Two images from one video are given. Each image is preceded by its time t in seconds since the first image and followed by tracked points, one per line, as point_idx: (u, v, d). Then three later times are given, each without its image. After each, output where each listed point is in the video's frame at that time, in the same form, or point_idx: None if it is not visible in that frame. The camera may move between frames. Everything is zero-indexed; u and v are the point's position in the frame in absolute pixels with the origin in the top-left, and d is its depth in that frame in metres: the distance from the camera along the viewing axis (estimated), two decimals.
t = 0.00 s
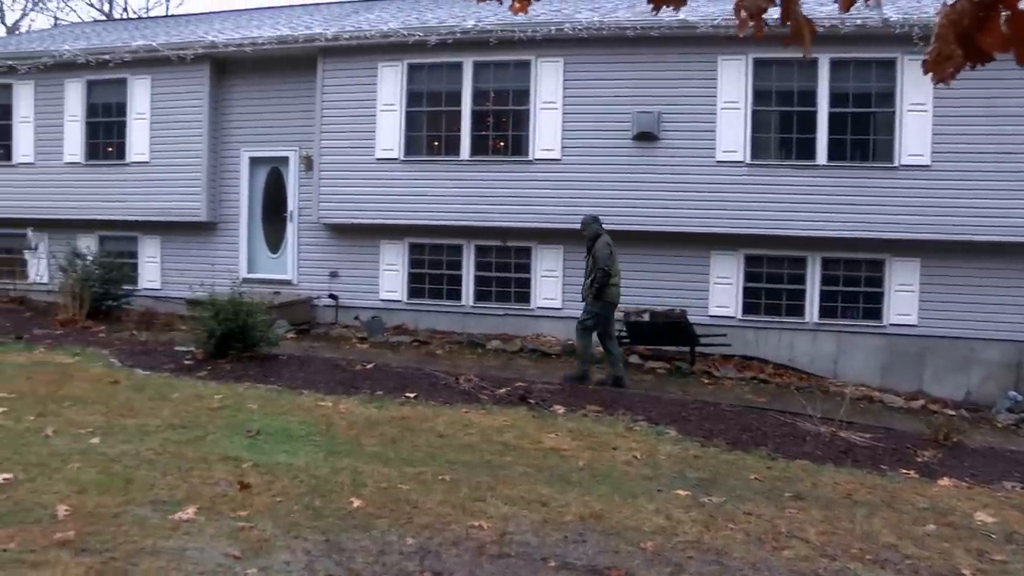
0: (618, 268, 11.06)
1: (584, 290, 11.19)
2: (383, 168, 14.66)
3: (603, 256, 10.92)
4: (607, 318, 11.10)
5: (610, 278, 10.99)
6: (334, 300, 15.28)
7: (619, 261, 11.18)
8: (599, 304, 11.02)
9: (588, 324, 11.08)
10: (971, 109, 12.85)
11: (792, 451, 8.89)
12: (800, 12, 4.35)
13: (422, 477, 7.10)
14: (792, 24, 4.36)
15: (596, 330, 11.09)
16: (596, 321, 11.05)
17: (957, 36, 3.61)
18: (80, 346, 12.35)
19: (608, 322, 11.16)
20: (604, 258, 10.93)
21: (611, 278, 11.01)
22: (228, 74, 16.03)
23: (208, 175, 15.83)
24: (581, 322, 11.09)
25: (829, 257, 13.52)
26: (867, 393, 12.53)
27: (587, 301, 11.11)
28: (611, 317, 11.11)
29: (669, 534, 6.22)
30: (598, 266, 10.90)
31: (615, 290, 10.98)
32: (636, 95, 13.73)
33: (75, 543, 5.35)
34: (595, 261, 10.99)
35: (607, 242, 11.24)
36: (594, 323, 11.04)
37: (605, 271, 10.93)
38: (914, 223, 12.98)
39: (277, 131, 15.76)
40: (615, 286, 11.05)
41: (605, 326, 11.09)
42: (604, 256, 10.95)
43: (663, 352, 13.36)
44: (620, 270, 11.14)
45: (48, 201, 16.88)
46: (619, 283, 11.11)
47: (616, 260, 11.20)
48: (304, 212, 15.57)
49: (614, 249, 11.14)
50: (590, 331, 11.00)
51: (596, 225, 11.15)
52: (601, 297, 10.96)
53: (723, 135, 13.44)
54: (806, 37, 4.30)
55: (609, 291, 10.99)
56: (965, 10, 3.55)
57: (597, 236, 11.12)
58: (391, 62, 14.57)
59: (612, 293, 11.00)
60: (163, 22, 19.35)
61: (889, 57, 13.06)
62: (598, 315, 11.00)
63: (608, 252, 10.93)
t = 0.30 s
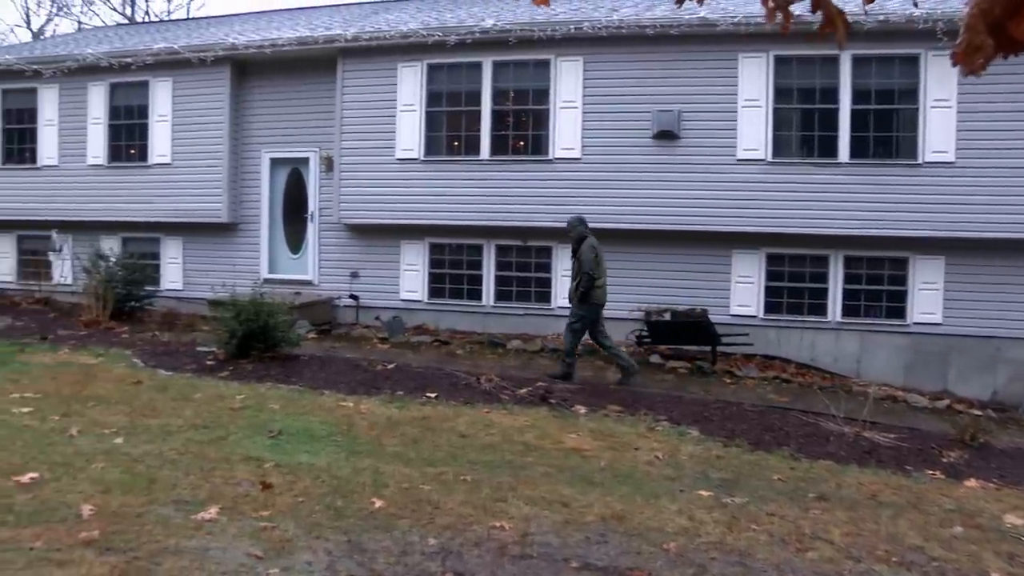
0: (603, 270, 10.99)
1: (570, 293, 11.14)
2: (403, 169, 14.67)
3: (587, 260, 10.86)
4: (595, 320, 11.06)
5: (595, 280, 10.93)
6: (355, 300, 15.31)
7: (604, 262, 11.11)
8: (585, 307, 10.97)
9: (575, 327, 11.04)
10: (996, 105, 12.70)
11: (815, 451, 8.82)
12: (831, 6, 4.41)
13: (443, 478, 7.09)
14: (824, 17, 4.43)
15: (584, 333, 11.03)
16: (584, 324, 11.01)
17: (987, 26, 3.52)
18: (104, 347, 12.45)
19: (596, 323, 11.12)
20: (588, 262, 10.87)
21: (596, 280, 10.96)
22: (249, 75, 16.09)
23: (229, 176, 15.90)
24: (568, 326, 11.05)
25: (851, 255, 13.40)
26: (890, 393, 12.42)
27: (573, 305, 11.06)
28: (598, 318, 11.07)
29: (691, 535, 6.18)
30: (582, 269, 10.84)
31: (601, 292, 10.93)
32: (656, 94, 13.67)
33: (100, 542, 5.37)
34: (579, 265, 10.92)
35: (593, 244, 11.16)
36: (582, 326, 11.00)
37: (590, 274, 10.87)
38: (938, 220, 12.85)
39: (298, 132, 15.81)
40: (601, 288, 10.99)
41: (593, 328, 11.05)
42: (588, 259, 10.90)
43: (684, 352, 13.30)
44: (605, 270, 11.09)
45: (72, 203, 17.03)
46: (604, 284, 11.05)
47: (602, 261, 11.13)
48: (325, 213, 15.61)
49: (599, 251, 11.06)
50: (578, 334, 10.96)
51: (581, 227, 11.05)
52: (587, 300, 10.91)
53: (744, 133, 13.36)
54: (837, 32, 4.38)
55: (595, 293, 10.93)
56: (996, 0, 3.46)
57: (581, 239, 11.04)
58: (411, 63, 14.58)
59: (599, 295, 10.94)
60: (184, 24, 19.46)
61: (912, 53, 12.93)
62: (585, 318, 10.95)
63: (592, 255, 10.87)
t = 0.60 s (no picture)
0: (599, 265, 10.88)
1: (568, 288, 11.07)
2: (428, 170, 14.69)
3: (581, 258, 10.74)
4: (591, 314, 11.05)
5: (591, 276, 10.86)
6: (381, 301, 15.35)
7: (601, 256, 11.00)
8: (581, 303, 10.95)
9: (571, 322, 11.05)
10: None
11: (843, 454, 8.73)
12: (877, 5, 5.33)
13: (469, 479, 7.08)
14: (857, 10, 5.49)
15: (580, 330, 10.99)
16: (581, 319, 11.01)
17: None
18: (132, 347, 12.55)
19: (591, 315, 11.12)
20: (583, 259, 10.75)
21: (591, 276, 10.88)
22: (275, 77, 16.17)
23: (256, 178, 15.98)
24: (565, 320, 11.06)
25: (880, 257, 13.26)
26: (920, 396, 12.28)
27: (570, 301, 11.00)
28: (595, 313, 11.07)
29: (718, 539, 6.13)
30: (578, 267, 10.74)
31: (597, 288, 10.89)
32: (682, 95, 13.60)
33: (128, 541, 5.40)
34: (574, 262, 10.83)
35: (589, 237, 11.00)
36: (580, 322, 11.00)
37: (585, 272, 10.78)
38: (969, 222, 12.68)
39: (324, 133, 15.86)
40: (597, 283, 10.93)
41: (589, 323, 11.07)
42: (583, 256, 10.76)
43: (711, 354, 13.22)
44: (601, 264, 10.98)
45: (102, 205, 17.20)
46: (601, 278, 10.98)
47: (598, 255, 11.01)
48: (351, 214, 15.65)
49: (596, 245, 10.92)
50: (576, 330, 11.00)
51: (578, 224, 10.87)
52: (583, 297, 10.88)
53: (771, 134, 13.26)
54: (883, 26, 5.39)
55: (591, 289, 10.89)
56: None
57: (577, 235, 10.89)
58: (436, 65, 14.60)
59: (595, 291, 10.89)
60: (211, 27, 19.60)
61: (942, 52, 12.78)
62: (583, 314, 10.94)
63: (588, 253, 10.72)
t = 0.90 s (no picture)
0: (588, 263, 11.19)
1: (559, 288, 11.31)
2: (449, 167, 14.68)
3: (569, 253, 11.04)
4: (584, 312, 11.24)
5: (581, 272, 11.14)
6: (402, 298, 15.37)
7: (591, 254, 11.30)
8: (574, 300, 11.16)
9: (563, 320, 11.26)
10: None
11: (867, 452, 8.64)
12: None
13: (491, 476, 7.07)
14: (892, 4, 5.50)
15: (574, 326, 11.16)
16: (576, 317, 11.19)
17: None
18: (156, 344, 12.63)
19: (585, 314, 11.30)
20: (572, 255, 11.06)
21: (581, 273, 11.16)
22: (296, 75, 16.21)
23: (278, 175, 16.03)
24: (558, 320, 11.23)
25: (904, 252, 13.11)
26: (945, 394, 12.15)
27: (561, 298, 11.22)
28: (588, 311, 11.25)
29: (741, 536, 6.08)
30: (567, 263, 11.04)
31: (588, 284, 11.13)
32: (704, 90, 13.52)
33: (152, 536, 5.42)
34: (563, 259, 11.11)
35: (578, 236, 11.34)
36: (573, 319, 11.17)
37: (575, 268, 11.07)
38: (995, 216, 12.49)
39: (344, 131, 15.88)
40: (587, 279, 11.18)
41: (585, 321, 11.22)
42: (571, 252, 11.08)
43: (732, 351, 13.12)
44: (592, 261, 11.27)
45: (125, 202, 17.31)
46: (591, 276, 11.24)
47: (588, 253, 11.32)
48: (372, 211, 15.68)
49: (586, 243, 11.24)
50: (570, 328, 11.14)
51: (566, 221, 11.21)
52: (574, 293, 11.11)
53: (794, 129, 13.15)
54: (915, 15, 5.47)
55: (583, 285, 11.13)
56: None
57: (566, 232, 11.21)
58: (457, 61, 14.58)
59: (586, 288, 11.13)
60: (233, 25, 19.67)
61: (968, 44, 12.61)
62: (576, 312, 11.13)
63: (576, 249, 11.05)
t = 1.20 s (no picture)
0: (578, 255, 11.28)
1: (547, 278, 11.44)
2: (468, 166, 14.68)
3: (559, 246, 11.14)
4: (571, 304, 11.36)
5: (570, 264, 11.24)
6: (420, 297, 15.40)
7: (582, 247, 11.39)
8: (562, 292, 11.29)
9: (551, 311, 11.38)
10: None
11: (887, 455, 8.58)
12: None
13: (509, 476, 7.06)
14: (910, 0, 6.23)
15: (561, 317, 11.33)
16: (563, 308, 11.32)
17: None
18: (175, 341, 12.69)
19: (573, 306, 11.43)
20: (561, 248, 11.17)
21: (570, 265, 11.27)
22: (316, 74, 16.25)
23: (297, 174, 16.07)
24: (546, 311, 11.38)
25: (926, 254, 12.98)
26: (966, 397, 12.03)
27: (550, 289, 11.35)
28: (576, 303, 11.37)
29: (759, 539, 6.04)
30: (555, 255, 11.16)
31: (576, 277, 11.23)
32: (724, 90, 13.45)
33: (170, 533, 5.44)
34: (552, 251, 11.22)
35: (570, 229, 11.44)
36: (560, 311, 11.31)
37: (563, 260, 11.18)
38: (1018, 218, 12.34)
39: (364, 130, 15.92)
40: (576, 272, 11.28)
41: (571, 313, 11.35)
42: (561, 244, 11.18)
43: (751, 352, 12.94)
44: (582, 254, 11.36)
45: (146, 200, 17.41)
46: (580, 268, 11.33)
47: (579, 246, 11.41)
48: (391, 210, 15.69)
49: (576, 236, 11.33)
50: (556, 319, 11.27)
51: (557, 215, 11.35)
52: (562, 285, 11.23)
53: (815, 129, 13.06)
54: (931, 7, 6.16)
55: (571, 277, 11.24)
56: None
57: (557, 225, 11.34)
58: (477, 60, 14.58)
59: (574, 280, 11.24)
60: (254, 24, 19.75)
61: (992, 44, 12.47)
62: (562, 303, 11.26)
63: (564, 241, 11.15)
